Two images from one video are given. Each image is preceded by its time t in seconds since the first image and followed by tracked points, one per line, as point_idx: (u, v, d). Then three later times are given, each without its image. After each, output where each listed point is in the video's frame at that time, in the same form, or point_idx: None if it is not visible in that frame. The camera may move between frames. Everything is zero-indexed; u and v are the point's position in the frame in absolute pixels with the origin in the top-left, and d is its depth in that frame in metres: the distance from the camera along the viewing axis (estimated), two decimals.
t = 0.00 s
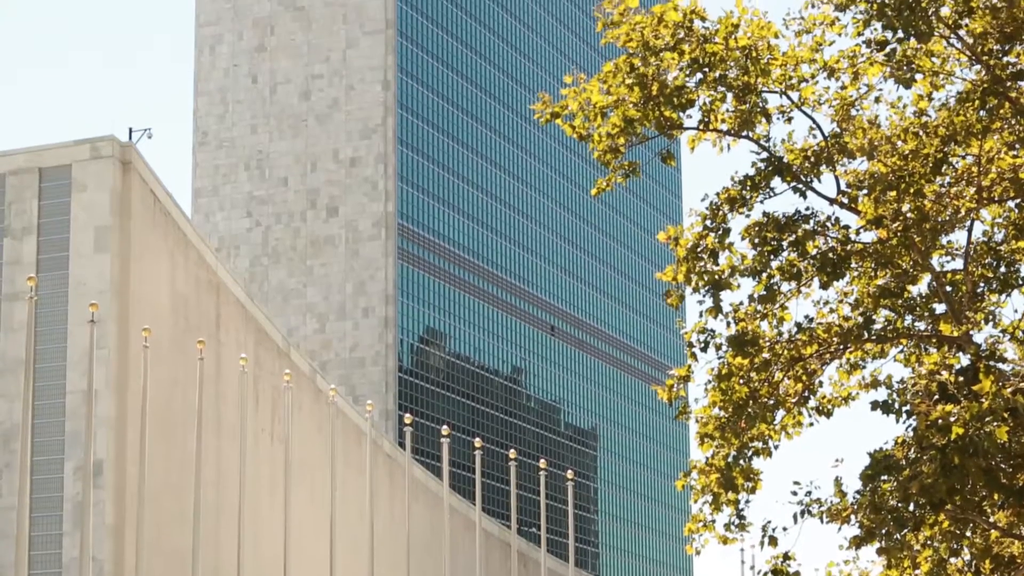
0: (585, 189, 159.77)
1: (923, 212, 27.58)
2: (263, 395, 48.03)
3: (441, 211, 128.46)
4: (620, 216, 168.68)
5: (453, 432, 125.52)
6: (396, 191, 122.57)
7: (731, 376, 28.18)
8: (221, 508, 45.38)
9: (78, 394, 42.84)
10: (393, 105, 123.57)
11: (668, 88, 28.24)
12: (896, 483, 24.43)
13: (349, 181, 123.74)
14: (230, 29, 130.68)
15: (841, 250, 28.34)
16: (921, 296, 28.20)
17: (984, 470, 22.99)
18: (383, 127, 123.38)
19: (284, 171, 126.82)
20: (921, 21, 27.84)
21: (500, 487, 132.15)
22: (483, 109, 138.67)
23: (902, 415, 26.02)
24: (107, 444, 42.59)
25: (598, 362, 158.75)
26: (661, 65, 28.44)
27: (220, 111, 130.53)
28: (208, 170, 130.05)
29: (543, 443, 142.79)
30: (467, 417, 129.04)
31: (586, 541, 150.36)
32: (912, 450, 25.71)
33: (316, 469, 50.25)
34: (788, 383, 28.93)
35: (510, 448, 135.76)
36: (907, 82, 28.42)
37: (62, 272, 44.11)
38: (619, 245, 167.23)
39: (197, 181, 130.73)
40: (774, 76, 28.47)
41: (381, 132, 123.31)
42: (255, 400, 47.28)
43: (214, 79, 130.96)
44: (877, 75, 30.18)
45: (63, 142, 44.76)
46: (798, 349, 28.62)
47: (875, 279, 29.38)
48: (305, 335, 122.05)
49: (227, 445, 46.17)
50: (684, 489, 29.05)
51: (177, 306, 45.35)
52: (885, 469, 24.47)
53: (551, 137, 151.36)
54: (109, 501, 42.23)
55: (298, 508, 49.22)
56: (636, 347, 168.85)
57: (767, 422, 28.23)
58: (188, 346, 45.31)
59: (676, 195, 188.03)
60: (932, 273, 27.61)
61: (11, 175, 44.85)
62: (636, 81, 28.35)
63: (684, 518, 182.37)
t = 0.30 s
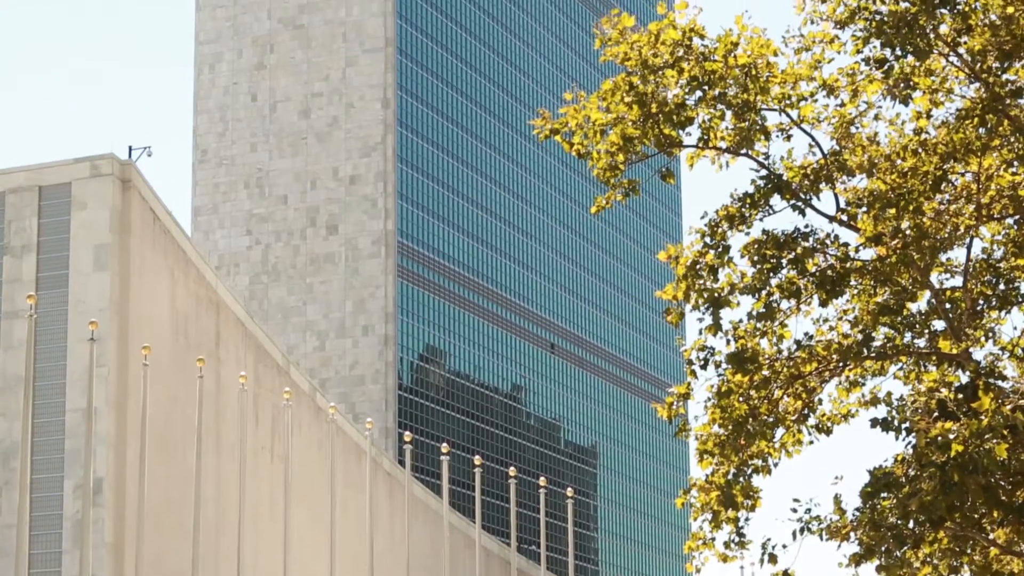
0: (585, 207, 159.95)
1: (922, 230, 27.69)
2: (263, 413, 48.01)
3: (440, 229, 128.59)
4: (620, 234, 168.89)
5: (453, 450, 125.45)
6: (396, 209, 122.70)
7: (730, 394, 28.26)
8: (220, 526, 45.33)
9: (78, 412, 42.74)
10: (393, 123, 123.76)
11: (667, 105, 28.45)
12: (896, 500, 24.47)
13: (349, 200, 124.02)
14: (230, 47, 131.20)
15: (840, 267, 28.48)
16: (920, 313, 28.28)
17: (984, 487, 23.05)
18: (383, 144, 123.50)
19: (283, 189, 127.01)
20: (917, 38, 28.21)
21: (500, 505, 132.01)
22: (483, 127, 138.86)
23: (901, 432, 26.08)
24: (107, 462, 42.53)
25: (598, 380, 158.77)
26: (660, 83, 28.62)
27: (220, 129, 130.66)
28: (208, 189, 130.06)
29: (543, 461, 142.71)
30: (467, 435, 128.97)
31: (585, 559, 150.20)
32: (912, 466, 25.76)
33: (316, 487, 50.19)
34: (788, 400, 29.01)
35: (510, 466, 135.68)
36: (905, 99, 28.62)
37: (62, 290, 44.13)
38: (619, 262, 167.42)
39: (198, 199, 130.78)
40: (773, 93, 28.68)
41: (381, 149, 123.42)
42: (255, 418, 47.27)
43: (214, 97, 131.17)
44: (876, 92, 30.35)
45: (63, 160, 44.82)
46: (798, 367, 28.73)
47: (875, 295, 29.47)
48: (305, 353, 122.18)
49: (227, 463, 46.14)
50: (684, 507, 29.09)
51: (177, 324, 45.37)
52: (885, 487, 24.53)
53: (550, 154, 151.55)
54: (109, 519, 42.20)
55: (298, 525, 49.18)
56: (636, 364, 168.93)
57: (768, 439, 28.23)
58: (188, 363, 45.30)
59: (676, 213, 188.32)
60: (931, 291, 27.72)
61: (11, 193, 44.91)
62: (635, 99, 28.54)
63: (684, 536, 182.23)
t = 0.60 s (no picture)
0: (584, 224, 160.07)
1: (920, 247, 27.85)
2: (263, 432, 48.06)
3: (439, 247, 128.66)
4: (620, 251, 169.00)
5: (453, 467, 125.32)
6: (395, 226, 122.79)
7: (728, 411, 28.39)
8: (220, 543, 45.34)
9: (78, 430, 42.70)
10: (392, 140, 123.83)
11: (667, 123, 28.67)
12: (894, 516, 24.57)
13: (348, 218, 124.25)
14: (229, 65, 131.59)
15: (838, 283, 28.67)
16: (921, 331, 28.37)
17: (981, 504, 23.18)
18: (382, 162, 123.58)
19: (282, 207, 127.20)
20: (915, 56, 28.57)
21: (500, 523, 131.85)
22: (482, 145, 138.96)
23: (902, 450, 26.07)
24: (107, 481, 42.53)
25: (597, 397, 158.75)
26: (659, 102, 28.87)
27: (219, 147, 130.74)
28: (207, 207, 130.08)
29: (543, 479, 142.64)
30: (467, 453, 128.79)
31: None
32: (910, 483, 25.83)
33: (316, 507, 50.21)
34: (787, 417, 29.19)
35: (509, 484, 135.59)
36: (903, 116, 28.83)
37: (63, 308, 44.12)
38: (618, 281, 167.53)
39: (197, 217, 130.71)
40: (771, 110, 28.91)
41: (380, 167, 123.50)
42: (255, 436, 47.31)
43: (214, 115, 131.26)
44: (873, 110, 30.56)
45: (63, 178, 44.79)
46: (797, 384, 28.86)
47: (874, 313, 29.61)
48: (304, 371, 122.30)
49: (227, 481, 46.17)
50: (682, 525, 29.14)
51: (177, 342, 45.45)
52: (883, 504, 24.66)
53: (548, 172, 151.70)
54: (108, 536, 42.24)
55: (298, 543, 49.18)
56: (635, 382, 168.95)
57: (767, 457, 28.28)
58: (187, 381, 45.33)
59: (675, 232, 188.48)
60: (930, 306, 27.84)
61: (11, 211, 44.80)
62: (634, 118, 28.78)
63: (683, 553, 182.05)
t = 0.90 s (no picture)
0: (582, 242, 160.15)
1: (918, 265, 28.10)
2: (261, 450, 48.09)
3: (437, 265, 128.74)
4: (618, 269, 169.02)
5: (451, 486, 125.28)
6: (393, 245, 122.90)
7: (727, 429, 28.51)
8: (219, 561, 45.35)
9: (77, 448, 42.68)
10: (390, 158, 124.03)
11: (664, 142, 28.92)
12: (893, 535, 24.69)
13: (346, 236, 124.34)
14: (227, 83, 131.70)
15: (837, 301, 28.82)
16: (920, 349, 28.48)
17: (979, 522, 23.32)
18: (380, 180, 123.78)
19: (280, 226, 127.26)
20: (914, 73, 28.87)
21: (498, 541, 131.81)
22: (480, 163, 139.05)
23: (900, 467, 26.16)
24: (106, 498, 42.53)
25: (596, 415, 158.67)
26: (656, 119, 29.11)
27: (217, 165, 130.51)
28: (205, 225, 129.97)
29: (541, 497, 142.57)
30: (465, 471, 128.76)
31: None
32: (908, 501, 25.94)
33: (315, 524, 50.23)
34: (785, 435, 29.30)
35: (508, 502, 135.52)
36: (901, 133, 29.00)
37: (62, 326, 44.08)
38: (617, 298, 167.54)
39: (195, 236, 130.36)
40: (769, 128, 29.08)
41: (378, 186, 123.70)
42: (253, 454, 47.34)
43: (211, 133, 131.27)
44: (871, 128, 30.72)
45: (62, 196, 44.76)
46: (795, 402, 29.01)
47: (872, 331, 29.75)
48: (303, 390, 122.39)
49: (226, 499, 46.19)
50: (681, 542, 29.19)
51: (176, 360, 45.50)
52: (881, 522, 24.80)
53: (546, 190, 151.82)
54: (108, 555, 42.25)
55: (297, 560, 49.19)
56: (634, 400, 168.91)
57: (766, 474, 28.36)
58: (186, 400, 45.35)
59: (673, 248, 188.43)
60: (928, 324, 28.02)
61: (10, 229, 44.71)
62: (632, 136, 29.03)
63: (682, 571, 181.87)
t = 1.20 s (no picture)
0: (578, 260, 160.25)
1: (915, 282, 28.29)
2: (258, 468, 48.08)
3: (434, 283, 128.81)
4: (614, 287, 169.12)
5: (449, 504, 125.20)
6: (390, 263, 122.99)
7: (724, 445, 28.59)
8: None
9: (73, 467, 42.55)
10: (387, 177, 124.27)
11: (660, 158, 29.20)
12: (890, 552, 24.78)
13: (343, 254, 124.48)
14: (223, 101, 131.87)
15: (833, 318, 28.96)
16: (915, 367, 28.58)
17: (975, 538, 23.39)
18: (377, 199, 124.02)
19: (277, 244, 127.36)
20: (908, 90, 29.09)
21: (495, 559, 131.73)
22: (476, 181, 139.12)
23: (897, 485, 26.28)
24: (103, 517, 42.48)
25: (593, 433, 158.60)
26: (652, 137, 29.39)
27: (214, 183, 130.63)
28: (202, 243, 129.98)
29: (538, 515, 142.44)
30: (462, 489, 128.70)
31: None
32: (906, 519, 25.99)
33: (312, 542, 50.20)
34: (782, 452, 29.39)
35: (505, 520, 135.44)
36: (896, 150, 29.18)
37: (58, 345, 43.94)
38: (613, 316, 167.61)
39: (192, 254, 130.43)
40: (765, 146, 29.30)
41: (375, 204, 123.94)
42: (249, 472, 47.33)
43: (208, 151, 131.33)
44: (868, 145, 30.90)
45: (58, 215, 44.79)
46: (792, 420, 29.12)
47: (869, 348, 29.88)
48: (300, 408, 122.35)
49: (222, 517, 46.16)
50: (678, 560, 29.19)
51: (172, 379, 45.52)
52: (879, 539, 24.88)
53: (542, 207, 151.95)
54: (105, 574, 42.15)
55: None
56: (630, 418, 168.87)
57: (763, 492, 28.45)
58: (183, 418, 45.40)
59: (669, 266, 188.44)
60: (925, 341, 28.13)
61: (6, 248, 44.59)
62: (629, 153, 29.30)
63: None
